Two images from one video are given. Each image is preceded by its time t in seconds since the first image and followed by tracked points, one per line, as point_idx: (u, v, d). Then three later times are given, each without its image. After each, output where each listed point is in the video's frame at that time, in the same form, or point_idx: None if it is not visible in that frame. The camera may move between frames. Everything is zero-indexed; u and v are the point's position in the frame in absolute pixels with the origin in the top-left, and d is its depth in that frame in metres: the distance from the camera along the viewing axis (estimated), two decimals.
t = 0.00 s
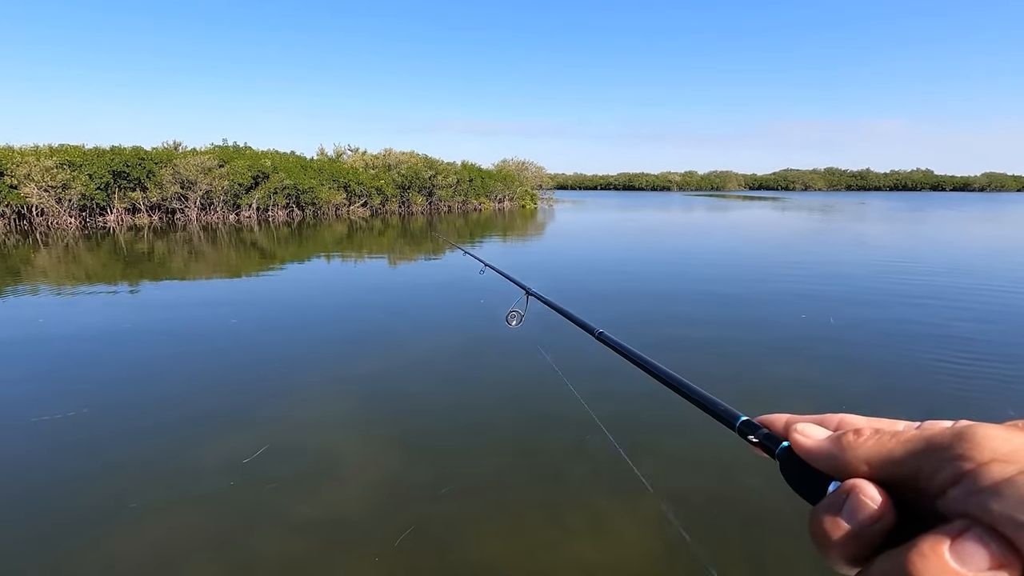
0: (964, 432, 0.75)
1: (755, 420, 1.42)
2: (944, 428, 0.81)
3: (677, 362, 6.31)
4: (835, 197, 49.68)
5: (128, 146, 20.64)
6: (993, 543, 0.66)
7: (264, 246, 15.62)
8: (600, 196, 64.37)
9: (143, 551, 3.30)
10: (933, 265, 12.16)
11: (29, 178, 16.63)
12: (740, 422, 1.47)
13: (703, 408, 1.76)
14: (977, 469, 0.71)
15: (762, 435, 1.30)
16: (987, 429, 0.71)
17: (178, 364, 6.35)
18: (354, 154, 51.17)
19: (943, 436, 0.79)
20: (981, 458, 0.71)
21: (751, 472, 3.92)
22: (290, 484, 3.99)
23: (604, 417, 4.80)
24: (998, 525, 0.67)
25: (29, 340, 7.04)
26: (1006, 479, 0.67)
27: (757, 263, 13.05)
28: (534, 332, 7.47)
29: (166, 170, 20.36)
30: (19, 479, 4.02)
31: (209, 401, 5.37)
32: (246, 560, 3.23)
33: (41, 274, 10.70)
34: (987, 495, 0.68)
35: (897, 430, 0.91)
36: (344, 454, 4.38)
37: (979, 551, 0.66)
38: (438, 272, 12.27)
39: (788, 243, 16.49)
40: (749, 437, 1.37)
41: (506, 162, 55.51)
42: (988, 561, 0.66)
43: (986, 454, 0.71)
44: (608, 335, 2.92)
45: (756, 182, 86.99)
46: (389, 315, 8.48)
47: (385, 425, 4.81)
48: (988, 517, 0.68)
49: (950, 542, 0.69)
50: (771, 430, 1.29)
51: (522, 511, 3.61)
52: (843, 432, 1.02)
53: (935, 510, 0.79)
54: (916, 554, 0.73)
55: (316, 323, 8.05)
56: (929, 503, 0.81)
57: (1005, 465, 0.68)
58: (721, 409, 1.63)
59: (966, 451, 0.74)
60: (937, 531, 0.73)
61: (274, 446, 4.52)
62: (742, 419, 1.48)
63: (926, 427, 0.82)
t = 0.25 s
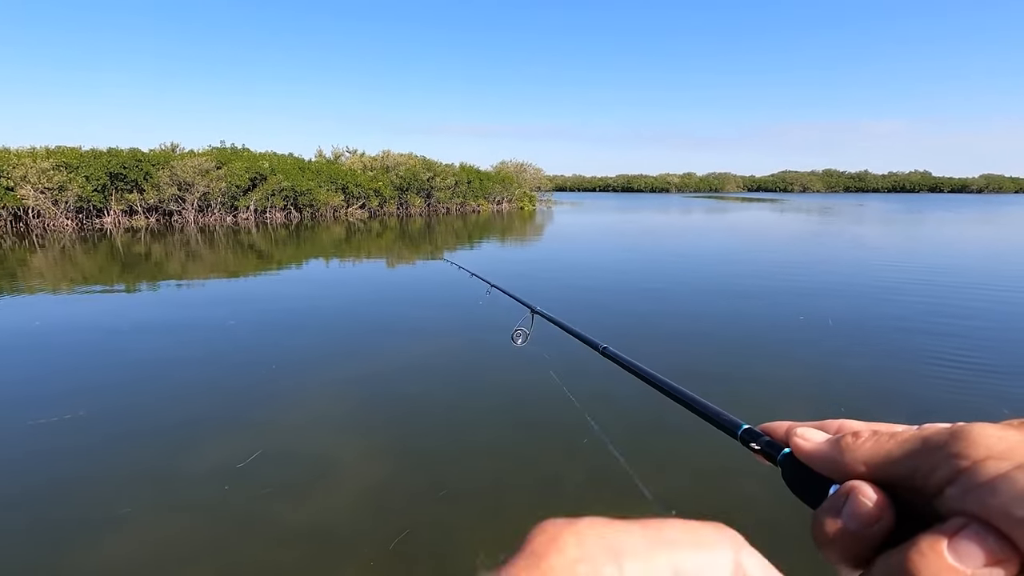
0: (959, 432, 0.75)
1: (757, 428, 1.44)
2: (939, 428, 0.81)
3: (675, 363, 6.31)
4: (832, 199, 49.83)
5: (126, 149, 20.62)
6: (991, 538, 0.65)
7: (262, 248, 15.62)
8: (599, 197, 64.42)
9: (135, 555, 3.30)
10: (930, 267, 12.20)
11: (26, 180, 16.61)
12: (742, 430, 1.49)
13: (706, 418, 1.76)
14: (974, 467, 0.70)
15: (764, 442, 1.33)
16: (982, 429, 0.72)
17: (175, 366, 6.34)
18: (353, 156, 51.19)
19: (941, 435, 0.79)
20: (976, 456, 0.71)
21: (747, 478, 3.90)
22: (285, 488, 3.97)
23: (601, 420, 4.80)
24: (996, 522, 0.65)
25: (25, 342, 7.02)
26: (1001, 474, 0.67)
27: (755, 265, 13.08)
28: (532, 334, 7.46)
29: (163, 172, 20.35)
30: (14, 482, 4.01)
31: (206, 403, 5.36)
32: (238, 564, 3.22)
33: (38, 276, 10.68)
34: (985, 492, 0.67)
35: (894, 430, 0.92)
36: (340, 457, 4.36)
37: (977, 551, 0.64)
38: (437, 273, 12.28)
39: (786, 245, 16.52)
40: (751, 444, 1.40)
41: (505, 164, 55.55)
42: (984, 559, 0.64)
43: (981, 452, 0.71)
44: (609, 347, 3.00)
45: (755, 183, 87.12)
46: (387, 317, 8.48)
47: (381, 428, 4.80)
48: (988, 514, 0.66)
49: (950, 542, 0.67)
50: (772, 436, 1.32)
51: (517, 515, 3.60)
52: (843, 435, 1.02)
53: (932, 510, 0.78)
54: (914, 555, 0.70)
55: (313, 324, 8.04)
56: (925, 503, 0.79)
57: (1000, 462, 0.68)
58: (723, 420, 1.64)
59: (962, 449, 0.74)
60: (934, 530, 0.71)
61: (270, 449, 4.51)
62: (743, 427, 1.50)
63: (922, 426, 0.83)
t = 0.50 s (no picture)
0: (955, 444, 0.73)
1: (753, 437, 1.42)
2: (935, 440, 0.79)
3: (674, 364, 6.27)
4: (832, 199, 49.78)
5: (124, 149, 20.60)
6: (983, 556, 0.61)
7: (260, 249, 15.60)
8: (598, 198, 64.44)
9: (124, 560, 3.27)
10: (930, 267, 12.16)
11: (23, 181, 16.58)
12: (738, 439, 1.47)
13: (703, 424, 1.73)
14: (968, 480, 0.68)
15: (760, 450, 1.29)
16: (978, 442, 0.70)
17: (171, 367, 6.31)
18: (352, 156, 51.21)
19: (935, 447, 0.77)
20: (970, 469, 0.69)
21: (741, 482, 3.86)
22: (278, 492, 3.94)
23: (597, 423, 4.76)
24: (987, 535, 0.62)
25: (20, 344, 6.98)
26: (995, 487, 0.65)
27: (753, 265, 13.07)
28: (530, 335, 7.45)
29: (161, 172, 20.34)
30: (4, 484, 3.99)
31: (201, 405, 5.34)
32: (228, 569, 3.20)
33: (34, 277, 10.66)
34: (977, 505, 0.65)
35: (889, 442, 0.89)
36: (334, 461, 4.33)
37: (967, 566, 0.60)
38: (435, 274, 12.27)
39: (784, 245, 16.51)
40: (746, 453, 1.37)
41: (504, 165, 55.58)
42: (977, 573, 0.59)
43: (976, 464, 0.69)
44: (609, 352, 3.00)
45: (754, 184, 87.18)
46: (385, 318, 8.46)
47: (375, 430, 4.77)
48: (978, 528, 0.63)
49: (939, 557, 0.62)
50: (768, 446, 1.28)
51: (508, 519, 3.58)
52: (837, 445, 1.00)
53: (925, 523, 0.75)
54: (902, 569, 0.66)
55: (310, 325, 8.02)
56: (921, 517, 0.76)
57: (995, 475, 0.66)
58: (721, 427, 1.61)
59: (956, 461, 0.72)
60: (925, 544, 0.67)
61: (264, 452, 4.48)
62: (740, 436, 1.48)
63: (920, 439, 0.81)
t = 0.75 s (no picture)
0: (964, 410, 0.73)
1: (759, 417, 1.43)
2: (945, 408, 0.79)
3: (675, 364, 6.27)
4: (831, 200, 49.76)
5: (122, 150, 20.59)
6: (1000, 517, 0.63)
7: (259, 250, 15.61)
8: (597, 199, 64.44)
9: (120, 560, 3.28)
10: (930, 268, 12.16)
11: (21, 182, 16.56)
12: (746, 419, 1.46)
13: (710, 408, 1.73)
14: (980, 446, 0.68)
15: (766, 429, 1.30)
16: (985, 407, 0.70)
17: (170, 367, 6.32)
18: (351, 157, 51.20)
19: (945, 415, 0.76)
20: (983, 435, 0.69)
21: (740, 484, 3.86)
22: (274, 493, 3.94)
23: (597, 425, 4.76)
24: (1003, 498, 0.63)
25: (20, 345, 6.97)
26: (1007, 452, 0.65)
27: (752, 266, 13.09)
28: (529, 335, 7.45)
29: (159, 173, 20.34)
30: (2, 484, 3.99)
31: (200, 405, 5.34)
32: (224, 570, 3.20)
33: (32, 278, 10.65)
34: (992, 469, 0.65)
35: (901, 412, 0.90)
36: (332, 462, 4.32)
37: (989, 524, 0.63)
38: (434, 274, 12.29)
39: (783, 246, 16.52)
40: (752, 432, 1.38)
41: (503, 165, 55.58)
42: (998, 533, 0.62)
43: (989, 430, 0.69)
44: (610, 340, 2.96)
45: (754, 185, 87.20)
46: (384, 318, 8.47)
47: (373, 432, 4.75)
48: (993, 490, 0.65)
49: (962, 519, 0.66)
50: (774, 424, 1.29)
51: (506, 522, 3.56)
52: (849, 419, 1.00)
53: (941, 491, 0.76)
54: (922, 531, 0.69)
55: (310, 325, 8.03)
56: (936, 486, 0.77)
57: (1009, 439, 0.66)
58: (727, 410, 1.62)
59: (966, 428, 0.71)
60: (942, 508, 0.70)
61: (260, 452, 4.48)
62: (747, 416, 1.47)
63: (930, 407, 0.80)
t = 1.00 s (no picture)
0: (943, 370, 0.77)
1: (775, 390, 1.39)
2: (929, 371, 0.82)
3: (673, 364, 6.27)
4: (831, 201, 49.75)
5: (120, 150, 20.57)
6: (960, 459, 0.69)
7: (258, 251, 15.61)
8: (596, 199, 64.49)
9: (115, 563, 3.26)
10: (929, 269, 12.15)
11: (19, 183, 16.55)
12: (760, 391, 1.43)
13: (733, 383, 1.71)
14: (952, 402, 0.73)
15: (781, 398, 1.26)
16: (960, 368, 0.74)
17: (169, 366, 6.34)
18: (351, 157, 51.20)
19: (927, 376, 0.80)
20: (954, 391, 0.74)
21: (738, 485, 3.85)
22: (268, 497, 3.90)
23: (596, 426, 4.75)
24: (964, 442, 0.69)
25: (18, 345, 6.97)
26: (972, 405, 0.70)
27: (752, 266, 13.11)
28: (529, 335, 7.49)
29: (158, 174, 20.33)
30: None
31: (200, 404, 5.36)
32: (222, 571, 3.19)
33: (30, 279, 10.64)
34: (963, 419, 0.70)
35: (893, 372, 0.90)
36: (326, 466, 4.28)
37: (942, 465, 0.70)
38: (434, 275, 12.31)
39: (782, 246, 16.55)
40: (769, 400, 1.34)
41: (503, 166, 55.59)
42: (953, 472, 0.69)
43: (959, 385, 0.74)
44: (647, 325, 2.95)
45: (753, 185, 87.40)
46: (384, 318, 8.51)
47: (372, 433, 4.75)
48: (956, 437, 0.70)
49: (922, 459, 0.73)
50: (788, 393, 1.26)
51: (505, 523, 3.55)
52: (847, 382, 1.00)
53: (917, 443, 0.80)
54: (894, 469, 0.75)
55: (309, 325, 8.05)
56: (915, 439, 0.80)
57: (974, 395, 0.71)
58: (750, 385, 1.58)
59: (941, 385, 0.76)
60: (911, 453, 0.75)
61: (255, 456, 4.43)
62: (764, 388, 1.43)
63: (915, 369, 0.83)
